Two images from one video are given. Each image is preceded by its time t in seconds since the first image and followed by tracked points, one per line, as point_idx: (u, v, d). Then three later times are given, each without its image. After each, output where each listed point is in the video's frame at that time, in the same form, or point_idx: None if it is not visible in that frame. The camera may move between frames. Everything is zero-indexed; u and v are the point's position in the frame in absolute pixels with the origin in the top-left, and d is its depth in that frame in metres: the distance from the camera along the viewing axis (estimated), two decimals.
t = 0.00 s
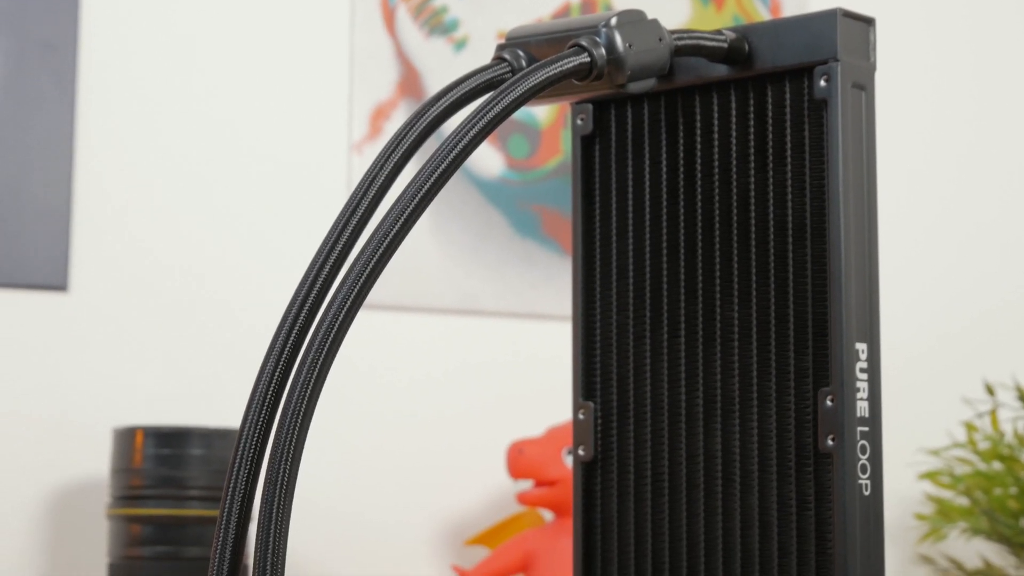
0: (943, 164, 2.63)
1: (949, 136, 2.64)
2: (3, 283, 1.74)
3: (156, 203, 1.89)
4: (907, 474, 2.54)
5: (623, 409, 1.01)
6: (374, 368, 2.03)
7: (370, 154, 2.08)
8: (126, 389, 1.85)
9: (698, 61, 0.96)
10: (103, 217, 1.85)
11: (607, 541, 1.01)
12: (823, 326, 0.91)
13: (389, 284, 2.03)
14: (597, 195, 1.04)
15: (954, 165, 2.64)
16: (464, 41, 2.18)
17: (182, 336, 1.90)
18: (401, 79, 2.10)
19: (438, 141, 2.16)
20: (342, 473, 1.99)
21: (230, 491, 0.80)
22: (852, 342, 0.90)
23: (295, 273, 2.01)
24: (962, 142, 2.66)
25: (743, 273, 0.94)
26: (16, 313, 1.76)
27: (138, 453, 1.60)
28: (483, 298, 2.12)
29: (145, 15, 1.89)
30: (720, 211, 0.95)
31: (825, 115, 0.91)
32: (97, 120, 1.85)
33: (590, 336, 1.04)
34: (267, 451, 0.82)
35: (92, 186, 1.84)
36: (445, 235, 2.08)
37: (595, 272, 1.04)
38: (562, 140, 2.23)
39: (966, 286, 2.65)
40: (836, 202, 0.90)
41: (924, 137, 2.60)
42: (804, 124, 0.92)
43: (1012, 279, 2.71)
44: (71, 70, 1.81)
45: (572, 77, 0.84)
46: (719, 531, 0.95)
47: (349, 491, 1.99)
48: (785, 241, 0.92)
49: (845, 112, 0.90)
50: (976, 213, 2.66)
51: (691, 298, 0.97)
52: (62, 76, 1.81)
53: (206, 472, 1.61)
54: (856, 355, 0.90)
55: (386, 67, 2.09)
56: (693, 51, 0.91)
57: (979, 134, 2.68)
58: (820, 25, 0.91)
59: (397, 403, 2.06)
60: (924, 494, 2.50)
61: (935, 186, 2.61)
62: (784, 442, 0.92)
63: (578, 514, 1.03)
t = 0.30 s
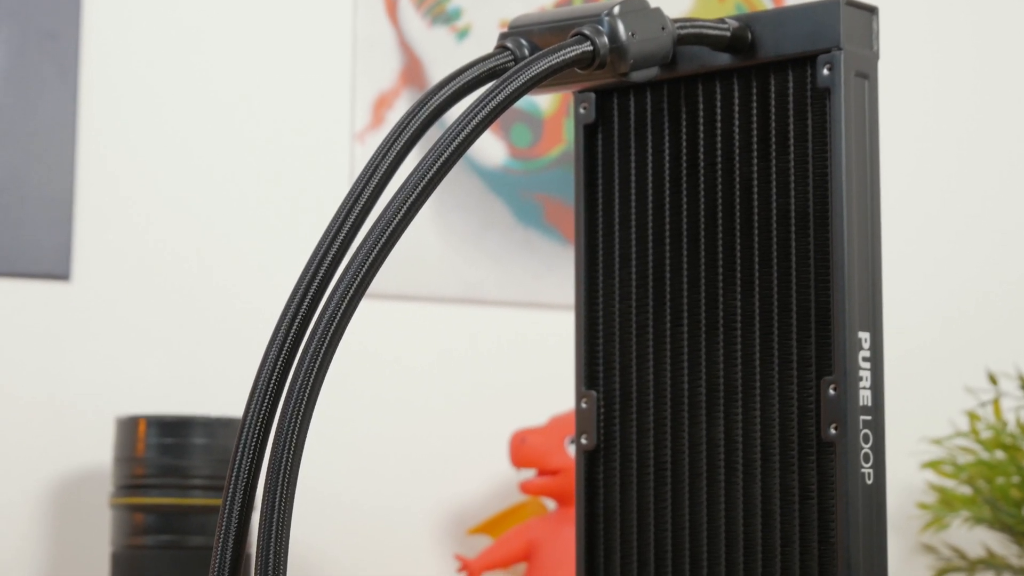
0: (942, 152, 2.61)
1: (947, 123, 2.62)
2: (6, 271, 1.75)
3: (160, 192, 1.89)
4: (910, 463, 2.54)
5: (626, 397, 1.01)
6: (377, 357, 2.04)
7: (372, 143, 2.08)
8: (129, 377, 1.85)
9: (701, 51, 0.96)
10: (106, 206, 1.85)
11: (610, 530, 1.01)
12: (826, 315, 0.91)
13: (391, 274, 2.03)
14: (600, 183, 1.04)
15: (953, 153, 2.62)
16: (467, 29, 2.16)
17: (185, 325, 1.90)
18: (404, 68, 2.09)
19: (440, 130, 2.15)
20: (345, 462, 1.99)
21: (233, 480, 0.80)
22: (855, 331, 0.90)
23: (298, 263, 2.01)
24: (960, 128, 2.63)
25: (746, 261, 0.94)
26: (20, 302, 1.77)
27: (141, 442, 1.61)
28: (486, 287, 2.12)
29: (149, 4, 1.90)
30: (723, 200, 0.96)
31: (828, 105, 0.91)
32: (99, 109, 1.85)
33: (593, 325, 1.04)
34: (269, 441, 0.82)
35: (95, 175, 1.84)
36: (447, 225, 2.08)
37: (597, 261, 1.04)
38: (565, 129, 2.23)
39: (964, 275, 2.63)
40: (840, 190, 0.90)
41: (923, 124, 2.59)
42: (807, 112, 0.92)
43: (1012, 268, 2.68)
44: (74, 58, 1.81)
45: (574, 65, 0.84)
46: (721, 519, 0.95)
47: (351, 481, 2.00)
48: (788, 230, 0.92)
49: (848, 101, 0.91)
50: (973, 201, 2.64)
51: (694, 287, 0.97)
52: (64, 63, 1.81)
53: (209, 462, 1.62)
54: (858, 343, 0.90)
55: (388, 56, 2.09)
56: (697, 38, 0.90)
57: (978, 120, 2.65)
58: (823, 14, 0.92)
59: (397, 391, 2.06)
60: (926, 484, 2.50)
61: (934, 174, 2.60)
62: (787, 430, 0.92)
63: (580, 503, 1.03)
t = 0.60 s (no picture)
0: (942, 141, 2.60)
1: (947, 111, 2.61)
2: (9, 261, 1.75)
3: (163, 181, 1.89)
4: (913, 452, 2.53)
5: (629, 385, 1.01)
6: (380, 347, 2.04)
7: (376, 132, 2.08)
8: (133, 367, 1.86)
9: (706, 40, 0.96)
10: (110, 195, 1.85)
11: (613, 519, 1.01)
12: (829, 304, 0.90)
13: (394, 263, 2.03)
14: (604, 173, 1.04)
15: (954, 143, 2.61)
16: (470, 19, 2.17)
17: (188, 315, 1.90)
18: (407, 57, 2.09)
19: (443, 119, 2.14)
20: (348, 452, 2.00)
21: (237, 468, 0.81)
22: (858, 320, 0.90)
23: (300, 252, 2.01)
24: (960, 116, 2.62)
25: (750, 250, 0.94)
26: (23, 291, 1.77)
27: (145, 432, 1.61)
28: (489, 276, 2.12)
29: None
30: (726, 189, 0.96)
31: (832, 93, 0.91)
32: (102, 98, 1.85)
33: (596, 314, 1.04)
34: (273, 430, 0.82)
35: (98, 164, 1.84)
36: (451, 214, 2.08)
37: (601, 251, 1.04)
38: (568, 118, 2.23)
39: (966, 266, 2.62)
40: (843, 178, 0.90)
41: (923, 113, 2.58)
42: (811, 101, 0.92)
43: (1016, 257, 2.66)
44: (77, 47, 1.81)
45: (577, 55, 0.84)
46: (724, 509, 0.95)
47: (355, 470, 2.00)
48: (791, 219, 0.92)
49: (852, 89, 0.90)
50: (973, 189, 2.63)
51: (697, 276, 0.97)
52: (67, 53, 1.80)
53: (211, 451, 1.63)
54: (862, 333, 0.90)
55: (391, 45, 2.08)
56: (699, 28, 0.90)
57: (979, 107, 2.63)
58: (826, 2, 0.91)
59: (400, 381, 2.06)
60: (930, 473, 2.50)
61: (934, 165, 2.59)
62: (790, 419, 0.92)
63: (583, 491, 1.03)
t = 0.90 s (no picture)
0: (945, 128, 2.58)
1: (951, 98, 2.59)
2: (13, 251, 1.75)
3: (166, 170, 1.89)
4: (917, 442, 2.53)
5: (633, 374, 1.01)
6: (383, 337, 2.04)
7: (379, 121, 2.08)
8: (136, 357, 1.86)
9: (709, 29, 0.96)
10: (113, 184, 1.85)
11: (617, 509, 1.01)
12: (833, 293, 0.91)
13: (397, 252, 2.03)
14: (607, 162, 1.03)
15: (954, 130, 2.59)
16: (474, 8, 2.16)
17: (191, 304, 1.91)
18: (411, 46, 2.09)
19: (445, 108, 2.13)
20: (351, 441, 2.00)
21: (240, 458, 0.81)
22: (862, 310, 0.90)
23: (304, 241, 2.01)
24: (963, 104, 2.61)
25: (753, 239, 0.94)
26: (26, 281, 1.77)
27: (148, 421, 1.61)
28: (493, 266, 2.12)
29: None
30: (731, 178, 0.96)
31: (836, 83, 0.91)
32: (106, 87, 1.85)
33: (600, 304, 1.03)
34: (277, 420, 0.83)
35: (101, 154, 1.84)
36: (454, 204, 2.08)
37: (604, 241, 1.03)
38: (571, 108, 2.23)
39: (966, 254, 2.61)
40: (847, 168, 0.90)
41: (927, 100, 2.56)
42: (814, 91, 0.92)
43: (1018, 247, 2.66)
44: (80, 36, 1.81)
45: (581, 44, 0.84)
46: (728, 498, 0.95)
47: (358, 460, 2.00)
48: (795, 209, 0.92)
49: (856, 78, 0.90)
50: (976, 178, 2.61)
51: (701, 265, 0.97)
52: (70, 41, 1.80)
53: (215, 440, 1.63)
54: (865, 322, 0.90)
55: (395, 34, 2.08)
56: (703, 18, 0.90)
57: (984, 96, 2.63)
58: None
59: (403, 370, 2.06)
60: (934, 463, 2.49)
61: (936, 153, 2.57)
62: (794, 409, 0.92)
63: (587, 481, 1.03)
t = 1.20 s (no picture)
0: (947, 117, 2.57)
1: (954, 88, 2.58)
2: (17, 241, 1.75)
3: (169, 160, 1.89)
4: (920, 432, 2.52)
5: (637, 363, 1.01)
6: (387, 327, 2.04)
7: (382, 111, 2.08)
8: (139, 346, 1.86)
9: (713, 18, 0.95)
10: (115, 174, 1.85)
11: (620, 499, 1.02)
12: (837, 283, 0.90)
13: (401, 242, 2.03)
14: (611, 152, 1.03)
15: (955, 119, 2.58)
16: None
17: (194, 294, 1.91)
18: (413, 36, 2.09)
19: (449, 97, 2.12)
20: (354, 431, 2.00)
21: (243, 447, 0.81)
22: (866, 300, 0.90)
23: (307, 231, 2.01)
24: (966, 93, 2.59)
25: (756, 228, 0.94)
26: (29, 271, 1.78)
27: (151, 411, 1.62)
28: (496, 255, 2.12)
29: None
30: (734, 167, 0.96)
31: (839, 72, 0.91)
32: (109, 76, 1.85)
33: (603, 294, 1.03)
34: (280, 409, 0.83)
35: (104, 143, 1.84)
36: (458, 193, 2.08)
37: (608, 231, 1.03)
38: (574, 98, 2.23)
39: (969, 243, 2.60)
40: (851, 158, 0.90)
41: (930, 89, 2.55)
42: (818, 80, 0.92)
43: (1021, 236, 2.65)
44: (83, 26, 1.81)
45: (585, 33, 0.85)
46: (731, 488, 0.95)
47: (361, 449, 2.01)
48: (799, 198, 0.92)
49: (860, 68, 0.90)
50: (979, 168, 2.61)
51: (704, 255, 0.97)
52: (73, 31, 1.80)
53: (218, 430, 1.64)
54: (869, 312, 0.90)
55: (398, 23, 2.08)
56: (706, 6, 0.91)
57: (989, 85, 2.62)
58: None
59: (405, 360, 2.06)
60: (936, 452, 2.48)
61: (938, 141, 2.56)
62: (798, 399, 0.92)
63: (590, 471, 1.03)
